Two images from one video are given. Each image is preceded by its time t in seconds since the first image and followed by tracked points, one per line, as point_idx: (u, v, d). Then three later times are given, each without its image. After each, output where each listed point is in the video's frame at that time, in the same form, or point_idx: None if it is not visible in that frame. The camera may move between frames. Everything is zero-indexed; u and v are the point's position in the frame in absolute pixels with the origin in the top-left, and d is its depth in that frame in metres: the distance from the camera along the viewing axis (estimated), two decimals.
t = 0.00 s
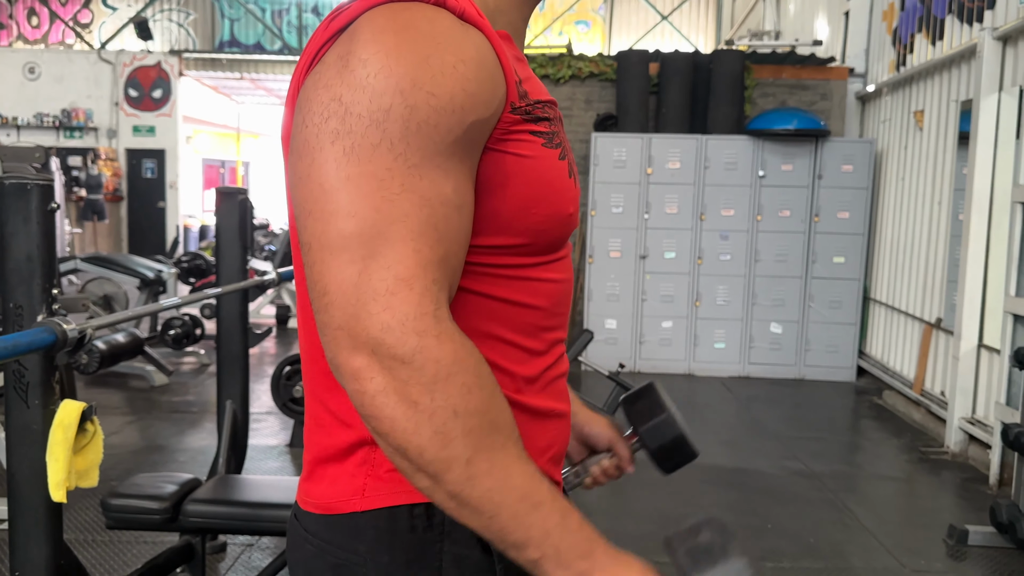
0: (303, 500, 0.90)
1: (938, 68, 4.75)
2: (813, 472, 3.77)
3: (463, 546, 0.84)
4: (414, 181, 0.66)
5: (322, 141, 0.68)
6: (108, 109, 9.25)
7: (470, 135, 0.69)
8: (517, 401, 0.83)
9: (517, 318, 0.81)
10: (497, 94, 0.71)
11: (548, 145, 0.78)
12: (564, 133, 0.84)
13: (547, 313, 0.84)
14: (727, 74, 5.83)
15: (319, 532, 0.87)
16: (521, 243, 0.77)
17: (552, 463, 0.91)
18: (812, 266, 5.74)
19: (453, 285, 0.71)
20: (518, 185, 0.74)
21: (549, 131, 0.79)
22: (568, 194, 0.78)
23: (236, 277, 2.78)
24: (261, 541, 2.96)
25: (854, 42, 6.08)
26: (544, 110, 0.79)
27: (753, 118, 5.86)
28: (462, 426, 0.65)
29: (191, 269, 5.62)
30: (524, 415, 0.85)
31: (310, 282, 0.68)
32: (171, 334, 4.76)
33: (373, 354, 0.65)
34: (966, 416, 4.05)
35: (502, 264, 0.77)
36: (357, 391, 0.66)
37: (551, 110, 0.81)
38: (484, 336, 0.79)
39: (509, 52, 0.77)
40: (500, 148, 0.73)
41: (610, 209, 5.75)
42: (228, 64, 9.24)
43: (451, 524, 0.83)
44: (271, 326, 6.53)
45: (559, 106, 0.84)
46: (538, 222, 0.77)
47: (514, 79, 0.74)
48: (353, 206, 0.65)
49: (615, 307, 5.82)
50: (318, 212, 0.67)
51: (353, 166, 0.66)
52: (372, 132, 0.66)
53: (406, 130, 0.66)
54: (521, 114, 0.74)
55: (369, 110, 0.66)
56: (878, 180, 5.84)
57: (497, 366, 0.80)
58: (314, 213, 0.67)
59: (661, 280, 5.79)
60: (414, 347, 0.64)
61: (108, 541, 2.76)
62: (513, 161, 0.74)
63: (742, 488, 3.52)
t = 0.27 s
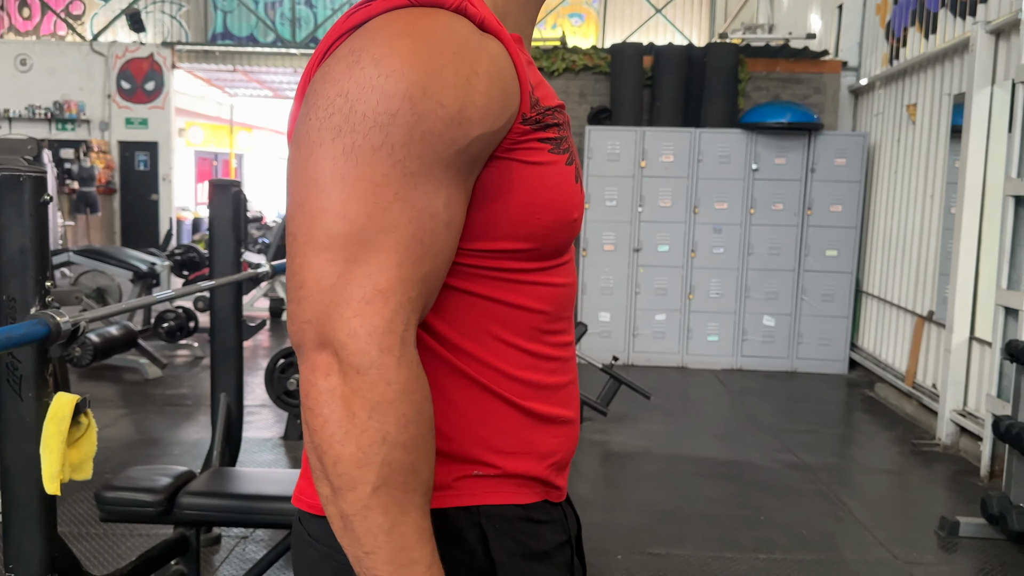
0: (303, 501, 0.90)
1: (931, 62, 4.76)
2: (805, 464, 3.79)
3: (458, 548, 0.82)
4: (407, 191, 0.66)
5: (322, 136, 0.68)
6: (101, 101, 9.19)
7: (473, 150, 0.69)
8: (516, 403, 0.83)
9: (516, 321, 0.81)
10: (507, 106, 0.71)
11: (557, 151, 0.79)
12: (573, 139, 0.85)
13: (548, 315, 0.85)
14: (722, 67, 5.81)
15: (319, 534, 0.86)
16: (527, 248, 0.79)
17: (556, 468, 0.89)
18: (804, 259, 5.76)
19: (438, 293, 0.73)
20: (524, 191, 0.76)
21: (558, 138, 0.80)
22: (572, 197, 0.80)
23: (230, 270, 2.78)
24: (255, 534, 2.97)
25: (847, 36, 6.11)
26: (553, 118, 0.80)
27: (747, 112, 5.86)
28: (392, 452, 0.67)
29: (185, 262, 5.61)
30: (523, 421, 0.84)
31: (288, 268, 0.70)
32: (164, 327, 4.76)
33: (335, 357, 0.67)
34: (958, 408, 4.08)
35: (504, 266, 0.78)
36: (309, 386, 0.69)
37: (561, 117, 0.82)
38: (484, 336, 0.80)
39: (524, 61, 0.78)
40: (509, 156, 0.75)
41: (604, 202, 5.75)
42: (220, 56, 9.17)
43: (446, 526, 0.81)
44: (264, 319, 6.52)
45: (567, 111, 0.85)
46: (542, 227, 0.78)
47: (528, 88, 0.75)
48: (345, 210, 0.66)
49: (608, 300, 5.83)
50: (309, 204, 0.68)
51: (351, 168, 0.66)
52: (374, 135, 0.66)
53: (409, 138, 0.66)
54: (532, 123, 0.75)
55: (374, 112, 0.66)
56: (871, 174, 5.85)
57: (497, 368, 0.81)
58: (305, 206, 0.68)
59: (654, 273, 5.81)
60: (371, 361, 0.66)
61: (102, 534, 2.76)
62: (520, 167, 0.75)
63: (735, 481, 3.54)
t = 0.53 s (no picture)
0: (282, 498, 0.90)
1: (924, 54, 4.77)
2: (797, 455, 3.81)
3: (440, 539, 0.83)
4: (379, 165, 0.66)
5: (284, 126, 0.68)
6: (93, 93, 9.16)
7: (437, 116, 0.70)
8: (493, 384, 0.83)
9: (490, 294, 0.81)
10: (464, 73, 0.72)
11: (519, 117, 0.79)
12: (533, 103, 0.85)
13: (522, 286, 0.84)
14: (716, 58, 5.81)
15: (298, 527, 0.87)
16: (497, 220, 0.79)
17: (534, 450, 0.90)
18: (797, 251, 5.77)
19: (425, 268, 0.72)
20: (489, 161, 0.76)
21: (519, 103, 0.80)
22: (540, 163, 0.80)
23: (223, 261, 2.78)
24: (249, 526, 2.97)
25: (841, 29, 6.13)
26: (512, 83, 0.80)
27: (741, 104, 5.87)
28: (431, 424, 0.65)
29: (178, 254, 5.60)
30: (498, 401, 0.84)
31: (274, 271, 0.68)
32: (158, 319, 4.75)
33: (343, 343, 0.65)
34: (949, 399, 4.10)
35: (477, 243, 0.79)
36: (326, 383, 0.66)
37: (519, 82, 0.82)
38: (460, 317, 0.80)
39: (475, 32, 0.79)
40: (472, 124, 0.75)
41: (599, 194, 5.75)
42: (213, 48, 9.13)
43: (428, 518, 0.83)
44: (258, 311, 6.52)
45: (526, 78, 0.85)
46: (512, 195, 0.78)
47: (481, 56, 0.76)
48: (320, 195, 0.65)
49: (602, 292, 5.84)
50: (282, 199, 0.67)
51: (318, 153, 0.66)
52: (336, 117, 0.66)
53: (370, 113, 0.66)
54: (490, 90, 0.76)
55: (332, 93, 0.66)
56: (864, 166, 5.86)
57: (472, 350, 0.81)
58: (277, 200, 0.67)
59: (648, 265, 5.81)
60: (383, 334, 0.64)
61: (96, 526, 2.76)
62: (484, 136, 0.75)
63: (728, 472, 3.56)
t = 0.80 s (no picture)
0: (293, 482, 0.92)
1: (918, 46, 4.77)
2: (790, 445, 3.84)
3: (455, 519, 0.86)
4: (341, 111, 0.67)
5: (246, 113, 0.70)
6: (87, 84, 9.12)
7: (383, 60, 0.71)
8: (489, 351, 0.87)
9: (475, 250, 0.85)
10: (403, 26, 0.74)
11: (480, 67, 0.82)
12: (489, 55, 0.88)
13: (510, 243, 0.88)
14: (711, 50, 5.81)
15: (307, 510, 0.89)
16: (475, 174, 0.82)
17: (534, 422, 0.93)
18: (791, 243, 5.78)
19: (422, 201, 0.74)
20: (460, 115, 0.78)
21: (477, 55, 0.83)
22: (511, 112, 0.82)
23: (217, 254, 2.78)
24: (245, 517, 2.98)
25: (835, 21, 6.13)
26: (465, 37, 0.83)
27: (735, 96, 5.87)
28: (473, 273, 0.67)
29: (173, 246, 5.59)
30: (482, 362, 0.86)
31: (276, 253, 0.69)
32: (152, 311, 4.74)
33: (357, 286, 0.66)
34: (942, 391, 4.12)
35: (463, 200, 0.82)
36: (371, 333, 0.67)
37: (473, 36, 0.85)
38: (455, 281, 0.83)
39: None
40: (429, 78, 0.77)
41: (593, 185, 5.76)
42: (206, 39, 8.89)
43: (443, 498, 0.85)
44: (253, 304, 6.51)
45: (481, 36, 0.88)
46: (490, 143, 0.81)
47: (422, 12, 0.78)
48: (290, 157, 0.67)
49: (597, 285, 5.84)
50: (260, 179, 0.68)
51: (281, 122, 0.68)
52: (289, 86, 0.68)
53: (320, 70, 0.68)
54: (440, 40, 0.79)
55: (281, 68, 0.69)
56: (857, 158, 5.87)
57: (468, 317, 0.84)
58: (256, 182, 0.69)
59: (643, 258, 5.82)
60: (392, 247, 0.65)
61: (92, 517, 2.77)
62: (446, 88, 0.78)
63: (721, 462, 3.58)
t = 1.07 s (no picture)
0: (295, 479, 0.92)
1: (913, 37, 4.76)
2: (785, 437, 3.84)
3: (457, 518, 0.86)
4: (357, 103, 0.67)
5: (261, 102, 0.70)
6: (79, 78, 9.08)
7: (404, 55, 0.71)
8: (495, 350, 0.87)
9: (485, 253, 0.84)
10: (423, 25, 0.74)
11: (497, 77, 0.82)
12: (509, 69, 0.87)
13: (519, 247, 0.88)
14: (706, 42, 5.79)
15: (309, 506, 0.89)
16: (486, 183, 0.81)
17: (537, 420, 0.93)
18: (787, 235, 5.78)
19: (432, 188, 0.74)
20: (477, 118, 0.79)
21: (496, 65, 0.83)
22: (526, 124, 0.83)
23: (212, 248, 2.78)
24: (241, 511, 2.98)
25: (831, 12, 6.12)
26: (485, 44, 0.82)
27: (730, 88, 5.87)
28: (474, 239, 0.68)
29: (167, 240, 5.57)
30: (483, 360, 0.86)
31: (287, 244, 0.70)
32: (147, 305, 4.74)
33: (363, 275, 0.68)
34: (936, 382, 4.14)
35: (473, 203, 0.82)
36: (382, 321, 0.68)
37: (494, 45, 0.84)
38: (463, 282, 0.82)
39: None
40: (448, 83, 0.77)
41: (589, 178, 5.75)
42: (199, 32, 8.82)
43: (445, 497, 0.85)
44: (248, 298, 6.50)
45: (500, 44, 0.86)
46: (504, 155, 0.81)
47: (444, 14, 0.78)
48: (304, 146, 0.67)
49: (592, 278, 5.84)
50: (274, 169, 0.69)
51: (296, 112, 0.68)
52: (307, 77, 0.68)
53: (338, 62, 0.68)
54: (462, 44, 0.78)
55: (299, 57, 0.68)
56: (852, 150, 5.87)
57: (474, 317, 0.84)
58: (270, 172, 0.69)
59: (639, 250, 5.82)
60: (391, 230, 0.66)
61: (86, 512, 2.76)
62: (463, 95, 0.78)
63: (717, 454, 3.59)
